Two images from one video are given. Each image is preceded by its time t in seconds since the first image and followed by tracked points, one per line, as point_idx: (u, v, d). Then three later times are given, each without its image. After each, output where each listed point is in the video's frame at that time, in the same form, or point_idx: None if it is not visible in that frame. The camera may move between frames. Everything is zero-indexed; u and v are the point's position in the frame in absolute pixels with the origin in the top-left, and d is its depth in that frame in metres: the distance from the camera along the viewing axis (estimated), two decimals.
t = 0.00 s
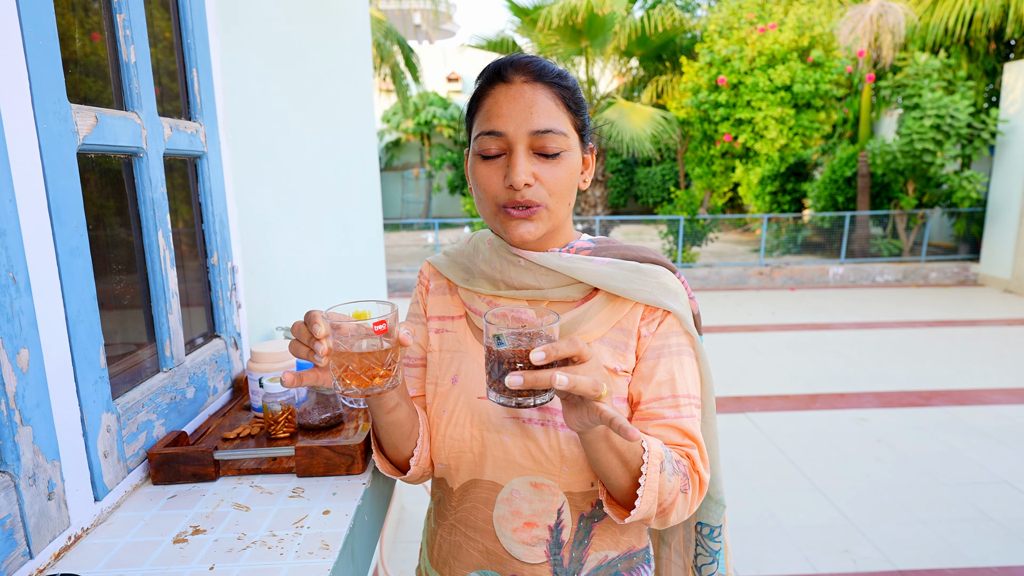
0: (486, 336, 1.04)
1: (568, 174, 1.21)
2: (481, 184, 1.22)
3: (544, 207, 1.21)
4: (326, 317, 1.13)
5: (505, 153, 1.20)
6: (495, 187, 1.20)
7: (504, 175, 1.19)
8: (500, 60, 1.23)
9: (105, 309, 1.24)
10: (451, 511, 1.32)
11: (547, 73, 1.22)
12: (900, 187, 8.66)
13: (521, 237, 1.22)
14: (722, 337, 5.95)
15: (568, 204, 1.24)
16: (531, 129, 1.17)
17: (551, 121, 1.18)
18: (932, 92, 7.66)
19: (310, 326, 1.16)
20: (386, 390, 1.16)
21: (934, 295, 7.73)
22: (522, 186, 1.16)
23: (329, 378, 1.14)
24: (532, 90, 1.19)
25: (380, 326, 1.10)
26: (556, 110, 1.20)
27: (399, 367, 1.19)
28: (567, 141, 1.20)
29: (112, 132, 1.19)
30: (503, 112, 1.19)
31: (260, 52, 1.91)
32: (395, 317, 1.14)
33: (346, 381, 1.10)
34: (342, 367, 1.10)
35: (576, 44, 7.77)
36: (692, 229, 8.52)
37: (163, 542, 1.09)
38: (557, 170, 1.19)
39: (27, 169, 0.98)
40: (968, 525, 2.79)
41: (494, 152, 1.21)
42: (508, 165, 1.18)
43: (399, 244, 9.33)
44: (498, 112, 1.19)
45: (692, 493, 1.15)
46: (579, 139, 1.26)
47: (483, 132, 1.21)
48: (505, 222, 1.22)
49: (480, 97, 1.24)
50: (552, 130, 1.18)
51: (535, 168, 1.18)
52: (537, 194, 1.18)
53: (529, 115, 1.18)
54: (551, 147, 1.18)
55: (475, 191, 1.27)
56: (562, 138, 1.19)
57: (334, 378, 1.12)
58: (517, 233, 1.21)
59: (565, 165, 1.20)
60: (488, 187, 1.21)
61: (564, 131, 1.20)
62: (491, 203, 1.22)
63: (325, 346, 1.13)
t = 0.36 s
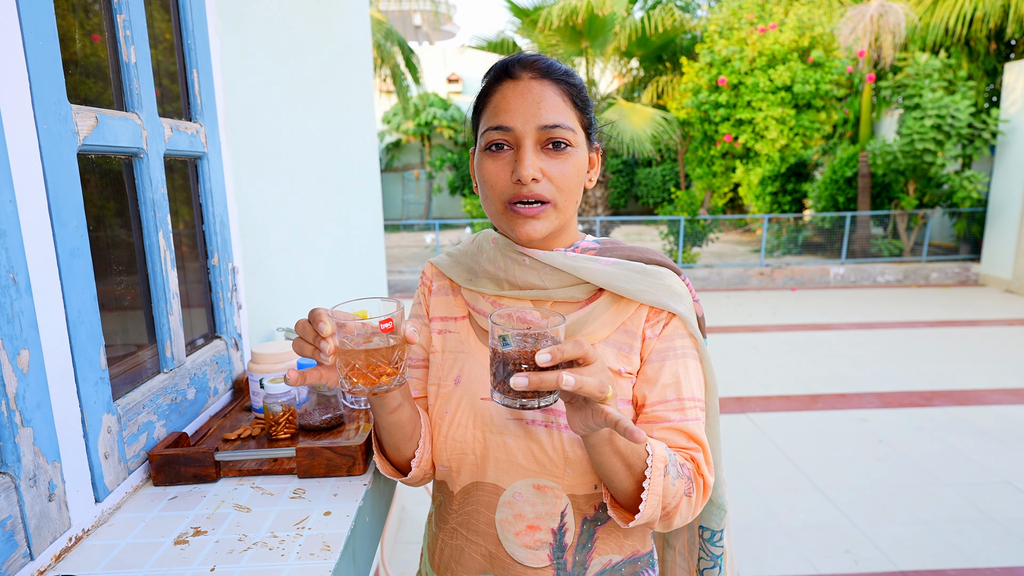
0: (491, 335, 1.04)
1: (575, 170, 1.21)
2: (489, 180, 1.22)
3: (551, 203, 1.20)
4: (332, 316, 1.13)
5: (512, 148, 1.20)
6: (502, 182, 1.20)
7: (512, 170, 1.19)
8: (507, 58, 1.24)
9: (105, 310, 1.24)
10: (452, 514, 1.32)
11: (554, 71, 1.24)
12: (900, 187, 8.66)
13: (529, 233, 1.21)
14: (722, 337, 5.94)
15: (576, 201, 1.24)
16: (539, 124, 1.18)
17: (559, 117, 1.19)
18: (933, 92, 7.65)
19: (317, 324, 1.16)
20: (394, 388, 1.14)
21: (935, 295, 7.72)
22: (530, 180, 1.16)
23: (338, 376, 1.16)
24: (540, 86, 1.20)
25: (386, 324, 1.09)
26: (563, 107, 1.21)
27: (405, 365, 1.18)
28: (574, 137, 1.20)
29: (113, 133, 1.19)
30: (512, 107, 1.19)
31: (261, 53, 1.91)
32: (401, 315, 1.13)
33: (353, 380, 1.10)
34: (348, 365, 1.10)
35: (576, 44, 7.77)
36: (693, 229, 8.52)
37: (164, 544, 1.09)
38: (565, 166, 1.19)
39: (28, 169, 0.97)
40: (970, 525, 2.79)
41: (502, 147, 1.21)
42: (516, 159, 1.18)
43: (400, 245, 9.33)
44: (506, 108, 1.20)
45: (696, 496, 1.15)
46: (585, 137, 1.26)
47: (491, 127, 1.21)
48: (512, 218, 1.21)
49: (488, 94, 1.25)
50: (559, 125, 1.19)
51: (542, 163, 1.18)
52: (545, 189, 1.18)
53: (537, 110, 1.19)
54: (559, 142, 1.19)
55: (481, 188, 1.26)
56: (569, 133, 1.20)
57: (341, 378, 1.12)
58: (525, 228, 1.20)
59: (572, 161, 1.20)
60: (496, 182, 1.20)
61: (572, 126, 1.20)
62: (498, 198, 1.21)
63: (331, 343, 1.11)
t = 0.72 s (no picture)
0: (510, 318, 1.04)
1: (580, 167, 1.20)
2: (493, 175, 1.22)
3: (555, 199, 1.20)
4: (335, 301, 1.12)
5: (517, 144, 1.20)
6: (507, 178, 1.19)
7: (516, 166, 1.18)
8: (515, 55, 1.24)
9: (105, 310, 1.24)
10: (453, 515, 1.31)
11: (561, 68, 1.23)
12: (901, 188, 8.66)
13: (533, 228, 1.20)
14: (722, 338, 5.94)
15: (580, 198, 1.23)
16: (544, 120, 1.17)
17: (564, 113, 1.19)
18: (933, 92, 7.65)
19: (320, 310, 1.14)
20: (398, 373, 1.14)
21: (936, 296, 7.71)
22: (534, 176, 1.15)
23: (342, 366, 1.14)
24: (547, 83, 1.20)
25: (390, 310, 1.10)
26: (569, 103, 1.20)
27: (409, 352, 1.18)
28: (579, 134, 1.20)
29: (112, 132, 1.18)
30: (517, 103, 1.19)
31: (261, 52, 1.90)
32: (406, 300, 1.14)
33: (356, 364, 1.10)
34: (351, 350, 1.10)
35: (576, 45, 7.75)
36: (693, 230, 8.51)
37: (163, 545, 1.09)
38: (570, 162, 1.18)
39: (27, 168, 0.97)
40: (971, 526, 2.78)
41: (507, 143, 1.20)
42: (521, 155, 1.18)
43: (400, 245, 9.33)
44: (513, 103, 1.19)
45: (700, 497, 1.14)
46: (591, 135, 1.25)
47: (497, 123, 1.21)
48: (516, 214, 1.20)
49: (495, 90, 1.25)
50: (565, 121, 1.18)
51: (547, 159, 1.17)
52: (549, 186, 1.17)
53: (542, 106, 1.18)
54: (564, 139, 1.18)
55: (486, 184, 1.26)
56: (575, 130, 1.19)
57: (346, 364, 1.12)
58: (529, 224, 1.19)
59: (578, 158, 1.19)
60: (500, 178, 1.20)
61: (577, 124, 1.20)
62: (502, 194, 1.21)
63: (336, 328, 1.11)
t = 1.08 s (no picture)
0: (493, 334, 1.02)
1: (579, 159, 1.19)
2: (490, 168, 1.21)
3: (553, 190, 1.18)
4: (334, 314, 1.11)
5: (514, 137, 1.19)
6: (504, 170, 1.18)
7: (513, 157, 1.17)
8: (512, 51, 1.25)
9: (102, 309, 1.23)
10: (449, 517, 1.31)
11: (558, 63, 1.24)
12: (902, 187, 8.64)
13: (531, 221, 1.18)
14: (723, 337, 5.92)
15: (579, 191, 1.22)
16: (541, 112, 1.17)
17: (561, 106, 1.18)
18: (934, 90, 7.63)
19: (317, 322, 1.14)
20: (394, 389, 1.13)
21: (937, 294, 7.69)
22: (531, 166, 1.14)
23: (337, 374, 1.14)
24: (543, 77, 1.20)
25: (389, 324, 1.08)
26: (566, 96, 1.20)
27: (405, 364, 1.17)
28: (577, 126, 1.19)
29: (108, 130, 1.17)
30: (514, 96, 1.19)
31: (258, 51, 1.89)
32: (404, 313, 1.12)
33: (353, 379, 1.10)
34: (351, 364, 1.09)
35: (576, 43, 7.74)
36: (694, 229, 8.50)
37: (159, 545, 1.08)
38: (568, 154, 1.17)
39: (21, 167, 0.96)
40: (972, 525, 2.77)
41: (504, 136, 1.20)
42: (518, 147, 1.17)
43: (400, 244, 9.31)
44: (509, 96, 1.19)
45: (697, 503, 1.13)
46: (589, 130, 1.25)
47: (494, 117, 1.21)
48: (514, 206, 1.19)
49: (492, 87, 1.25)
50: (562, 113, 1.18)
51: (545, 150, 1.16)
52: (547, 176, 1.16)
53: (539, 98, 1.18)
54: (562, 131, 1.18)
55: (483, 178, 1.25)
56: (572, 122, 1.19)
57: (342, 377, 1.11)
58: (527, 217, 1.18)
59: (576, 150, 1.19)
60: (497, 171, 1.19)
61: (575, 116, 1.19)
62: (500, 186, 1.19)
63: (332, 342, 1.10)
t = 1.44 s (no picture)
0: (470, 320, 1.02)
1: (573, 156, 1.18)
2: (485, 171, 1.20)
3: (550, 190, 1.18)
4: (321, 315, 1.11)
5: (507, 137, 1.18)
6: (498, 172, 1.18)
7: (507, 158, 1.17)
8: (499, 50, 1.23)
9: (102, 308, 1.22)
10: (449, 516, 1.30)
11: (546, 59, 1.22)
12: (903, 185, 8.64)
13: (528, 223, 1.18)
14: (724, 335, 5.91)
15: (575, 188, 1.21)
16: (533, 111, 1.16)
17: (553, 103, 1.17)
18: (936, 88, 7.62)
19: (306, 321, 1.15)
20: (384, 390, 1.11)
21: (939, 293, 7.67)
22: (526, 167, 1.13)
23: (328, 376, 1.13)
24: (533, 74, 1.19)
25: (374, 325, 1.07)
26: (557, 93, 1.19)
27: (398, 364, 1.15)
28: (570, 123, 1.19)
29: (107, 128, 1.17)
30: (505, 95, 1.18)
31: (258, 49, 1.89)
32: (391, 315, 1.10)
33: (341, 380, 1.07)
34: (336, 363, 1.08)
35: (577, 42, 7.72)
36: (695, 227, 8.50)
37: (159, 544, 1.08)
38: (562, 152, 1.17)
39: (19, 165, 0.96)
40: (974, 523, 2.77)
41: (496, 137, 1.19)
42: (511, 148, 1.16)
43: (401, 243, 9.30)
44: (499, 96, 1.18)
45: (697, 501, 1.12)
46: (582, 124, 1.24)
47: (485, 117, 1.20)
48: (511, 209, 1.18)
49: (481, 86, 1.24)
50: (554, 110, 1.17)
51: (538, 150, 1.16)
52: (542, 177, 1.15)
53: (530, 96, 1.17)
54: (555, 128, 1.17)
55: (479, 180, 1.25)
56: (565, 119, 1.18)
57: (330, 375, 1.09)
58: (525, 219, 1.18)
59: (569, 147, 1.18)
60: (492, 173, 1.18)
61: (567, 113, 1.19)
62: (496, 189, 1.19)
63: (319, 342, 1.11)
